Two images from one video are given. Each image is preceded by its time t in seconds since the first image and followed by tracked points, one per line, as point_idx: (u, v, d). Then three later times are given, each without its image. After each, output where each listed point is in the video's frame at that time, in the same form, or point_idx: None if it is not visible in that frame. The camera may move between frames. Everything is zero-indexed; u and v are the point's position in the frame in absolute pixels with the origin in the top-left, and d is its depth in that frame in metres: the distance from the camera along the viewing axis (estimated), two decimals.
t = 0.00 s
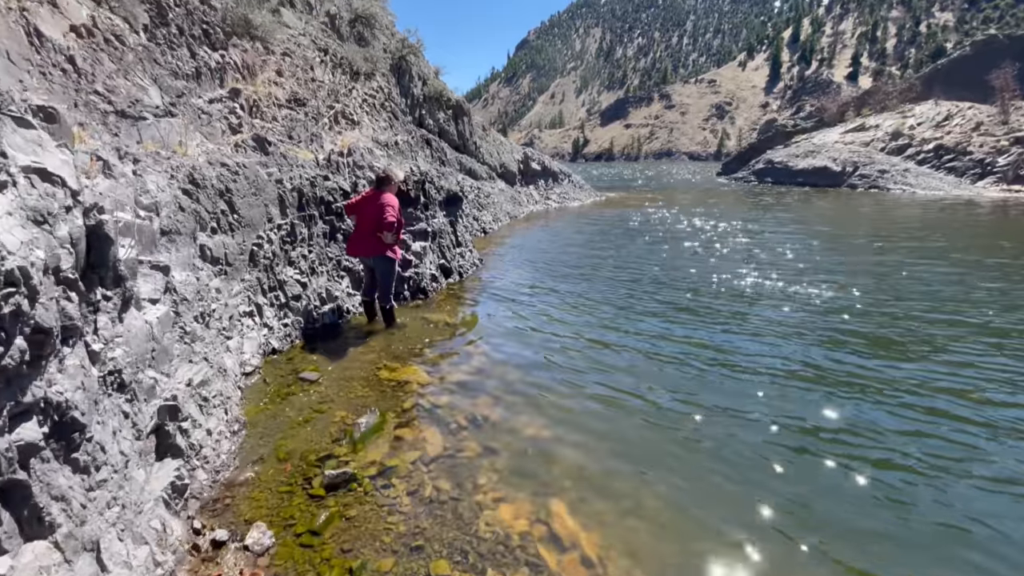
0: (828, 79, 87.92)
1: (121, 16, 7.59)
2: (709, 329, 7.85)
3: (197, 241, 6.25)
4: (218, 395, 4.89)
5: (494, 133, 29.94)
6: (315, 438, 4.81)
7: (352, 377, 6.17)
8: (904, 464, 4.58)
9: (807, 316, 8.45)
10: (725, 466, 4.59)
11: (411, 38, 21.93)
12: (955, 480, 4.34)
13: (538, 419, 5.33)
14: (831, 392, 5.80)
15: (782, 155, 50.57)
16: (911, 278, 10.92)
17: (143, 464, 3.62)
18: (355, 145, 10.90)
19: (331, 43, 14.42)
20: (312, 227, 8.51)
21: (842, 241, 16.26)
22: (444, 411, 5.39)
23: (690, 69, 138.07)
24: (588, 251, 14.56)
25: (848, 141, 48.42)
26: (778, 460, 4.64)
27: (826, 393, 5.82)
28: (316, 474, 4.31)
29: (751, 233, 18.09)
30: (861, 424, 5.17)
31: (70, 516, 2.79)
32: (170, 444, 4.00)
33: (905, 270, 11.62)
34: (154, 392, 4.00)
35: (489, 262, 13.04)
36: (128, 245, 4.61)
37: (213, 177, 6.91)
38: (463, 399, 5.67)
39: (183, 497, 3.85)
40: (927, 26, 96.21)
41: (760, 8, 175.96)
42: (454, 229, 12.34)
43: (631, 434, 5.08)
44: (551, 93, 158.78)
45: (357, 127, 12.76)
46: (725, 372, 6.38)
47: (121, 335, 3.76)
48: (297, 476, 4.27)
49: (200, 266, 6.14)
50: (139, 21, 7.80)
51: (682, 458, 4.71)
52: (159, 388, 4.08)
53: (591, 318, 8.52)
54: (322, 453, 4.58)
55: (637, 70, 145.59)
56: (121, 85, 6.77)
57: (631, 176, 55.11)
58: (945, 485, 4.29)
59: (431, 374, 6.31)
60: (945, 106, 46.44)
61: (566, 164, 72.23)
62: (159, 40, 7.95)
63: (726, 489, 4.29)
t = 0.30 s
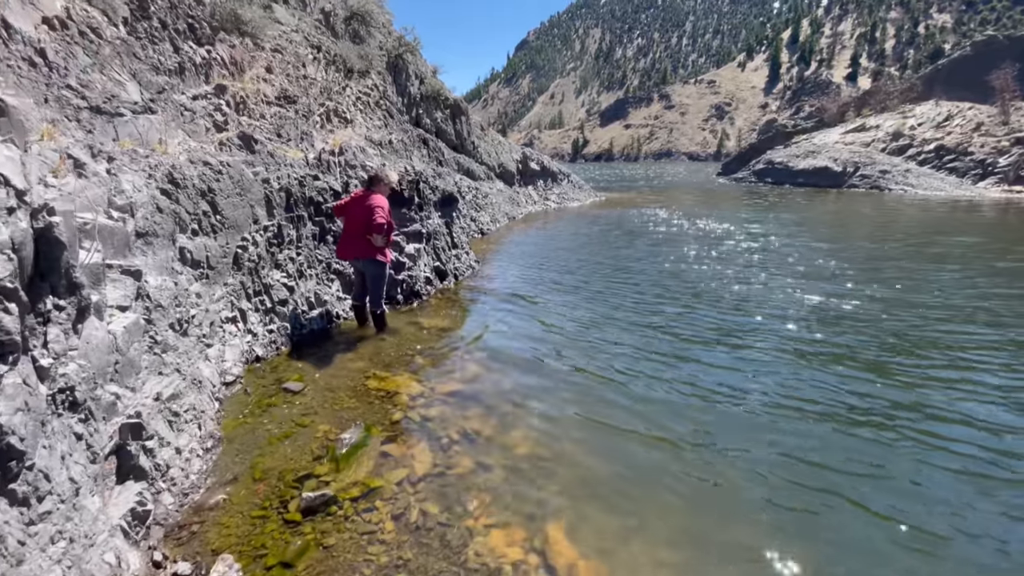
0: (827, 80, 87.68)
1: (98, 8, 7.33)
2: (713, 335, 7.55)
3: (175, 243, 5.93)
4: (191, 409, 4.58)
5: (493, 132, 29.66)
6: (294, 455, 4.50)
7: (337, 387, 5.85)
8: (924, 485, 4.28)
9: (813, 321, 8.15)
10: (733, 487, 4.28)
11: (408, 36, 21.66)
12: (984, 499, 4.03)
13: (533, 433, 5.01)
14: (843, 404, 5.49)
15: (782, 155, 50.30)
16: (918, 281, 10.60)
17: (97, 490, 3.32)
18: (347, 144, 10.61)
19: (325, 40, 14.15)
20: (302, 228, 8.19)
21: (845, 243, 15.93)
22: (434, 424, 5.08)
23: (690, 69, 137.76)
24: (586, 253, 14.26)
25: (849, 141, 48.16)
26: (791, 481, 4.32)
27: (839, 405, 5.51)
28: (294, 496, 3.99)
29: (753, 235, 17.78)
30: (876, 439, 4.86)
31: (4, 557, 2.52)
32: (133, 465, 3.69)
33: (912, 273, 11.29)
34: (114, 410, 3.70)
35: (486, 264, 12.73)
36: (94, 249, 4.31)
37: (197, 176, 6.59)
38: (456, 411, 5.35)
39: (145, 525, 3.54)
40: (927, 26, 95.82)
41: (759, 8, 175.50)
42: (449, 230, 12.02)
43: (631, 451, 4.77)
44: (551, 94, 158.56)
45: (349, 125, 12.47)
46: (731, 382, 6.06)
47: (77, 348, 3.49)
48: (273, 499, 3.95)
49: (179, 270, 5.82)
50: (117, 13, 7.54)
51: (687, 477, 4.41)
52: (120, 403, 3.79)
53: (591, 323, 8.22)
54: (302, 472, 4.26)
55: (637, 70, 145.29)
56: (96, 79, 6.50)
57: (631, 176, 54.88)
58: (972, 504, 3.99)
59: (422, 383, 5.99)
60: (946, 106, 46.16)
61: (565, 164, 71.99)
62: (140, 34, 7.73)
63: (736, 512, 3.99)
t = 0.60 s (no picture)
0: (825, 82, 87.67)
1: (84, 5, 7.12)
2: (714, 340, 7.39)
3: (161, 245, 5.74)
4: (171, 419, 4.41)
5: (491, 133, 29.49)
6: (279, 466, 4.33)
7: (328, 394, 5.67)
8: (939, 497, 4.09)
9: (816, 326, 8.00)
10: (738, 501, 4.10)
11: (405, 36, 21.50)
12: (1002, 516, 3.85)
13: (530, 443, 4.83)
14: (849, 413, 5.33)
15: (782, 155, 50.18)
16: (922, 284, 10.43)
17: (65, 507, 3.16)
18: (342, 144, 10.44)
19: (321, 39, 13.99)
20: (294, 230, 8.02)
21: (847, 245, 15.77)
22: (427, 432, 4.91)
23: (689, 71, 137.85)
24: (586, 256, 14.09)
25: (849, 142, 48.03)
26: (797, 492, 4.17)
27: (845, 413, 5.35)
28: (276, 511, 3.82)
29: (754, 237, 17.62)
30: (887, 451, 4.68)
31: None
32: (107, 479, 3.53)
33: (916, 276, 11.12)
34: (86, 421, 3.54)
35: (483, 266, 12.54)
36: (71, 251, 4.13)
37: (185, 175, 6.40)
38: (449, 419, 5.19)
39: (119, 542, 3.38)
40: (927, 28, 95.75)
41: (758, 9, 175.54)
42: (446, 231, 11.84)
43: (632, 462, 4.59)
44: (550, 95, 158.45)
45: (345, 126, 12.30)
46: (734, 388, 5.89)
47: (47, 357, 3.33)
48: (255, 514, 3.79)
49: (166, 273, 5.64)
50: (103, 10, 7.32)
51: (690, 490, 4.22)
52: (93, 414, 3.62)
53: (591, 326, 8.06)
54: (286, 485, 4.09)
55: (636, 72, 145.41)
56: (81, 78, 6.32)
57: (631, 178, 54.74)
58: (985, 520, 3.83)
59: (415, 389, 5.82)
60: (947, 107, 46.04)
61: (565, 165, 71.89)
62: (128, 31, 7.58)
63: (742, 528, 3.80)
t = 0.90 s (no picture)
0: (826, 84, 87.60)
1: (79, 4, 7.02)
2: (721, 345, 7.24)
3: (155, 248, 5.60)
4: (161, 429, 4.27)
5: (493, 135, 29.39)
6: (272, 477, 4.18)
7: (325, 400, 5.52)
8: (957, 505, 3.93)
9: (824, 330, 7.85)
10: (748, 510, 3.94)
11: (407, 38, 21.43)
12: None
13: (533, 451, 4.67)
14: (863, 420, 5.17)
15: (784, 158, 50.03)
16: (930, 287, 10.25)
17: (47, 523, 3.02)
18: (342, 145, 10.32)
19: (321, 40, 13.90)
20: (292, 232, 7.88)
21: (852, 248, 15.60)
22: (425, 441, 4.77)
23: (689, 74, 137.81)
24: (588, 259, 13.95)
25: (851, 144, 47.88)
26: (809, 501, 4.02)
27: (858, 419, 5.19)
28: (269, 525, 3.68)
29: (757, 240, 17.47)
30: (902, 458, 4.53)
31: None
32: (91, 493, 3.38)
33: (924, 279, 10.94)
34: (71, 433, 3.39)
35: (485, 269, 12.40)
36: (58, 254, 3.99)
37: (180, 176, 6.26)
38: (448, 426, 5.05)
39: (102, 560, 3.25)
40: (928, 30, 95.61)
41: (759, 12, 175.72)
42: (447, 234, 11.69)
43: (638, 471, 4.43)
44: (551, 97, 158.61)
45: (346, 128, 12.19)
46: (742, 395, 5.72)
47: (29, 366, 3.19)
48: (246, 528, 3.64)
49: (159, 276, 5.49)
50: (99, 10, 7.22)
51: (699, 500, 4.05)
52: (78, 424, 3.47)
53: (594, 331, 7.90)
54: (279, 497, 3.95)
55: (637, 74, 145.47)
56: (74, 77, 6.19)
57: (632, 180, 54.61)
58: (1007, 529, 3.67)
59: (414, 396, 5.67)
60: (949, 109, 45.87)
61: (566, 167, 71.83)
62: (124, 31, 7.48)
63: (753, 539, 3.64)
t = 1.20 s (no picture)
0: (831, 87, 87.20)
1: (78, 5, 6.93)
2: (733, 352, 7.04)
3: (154, 252, 5.46)
4: (156, 441, 4.11)
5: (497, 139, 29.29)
6: (271, 492, 4.02)
7: (326, 409, 5.36)
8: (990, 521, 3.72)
9: (838, 337, 7.63)
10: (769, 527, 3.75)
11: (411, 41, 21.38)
12: None
13: (544, 462, 4.51)
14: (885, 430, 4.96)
15: (790, 160, 49.72)
16: (945, 293, 10.00)
17: (35, 544, 2.87)
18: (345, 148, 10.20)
19: (325, 43, 13.83)
20: (294, 236, 7.75)
21: (862, 252, 15.33)
22: (430, 453, 4.59)
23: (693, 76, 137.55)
24: (594, 264, 13.76)
25: (858, 146, 47.53)
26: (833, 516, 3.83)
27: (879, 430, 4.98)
28: (267, 544, 3.51)
29: (765, 244, 17.22)
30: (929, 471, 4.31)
31: None
32: (82, 510, 3.23)
33: (938, 285, 10.68)
34: (60, 447, 3.24)
35: (489, 273, 12.23)
36: (50, 259, 3.85)
37: (181, 179, 6.13)
38: (453, 436, 4.88)
39: None
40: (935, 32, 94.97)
41: (763, 15, 175.30)
42: (451, 237, 11.53)
43: (652, 483, 4.26)
44: (555, 100, 158.77)
45: (349, 130, 12.09)
46: (757, 403, 5.52)
47: (16, 377, 3.05)
48: (243, 547, 3.48)
49: (158, 281, 5.35)
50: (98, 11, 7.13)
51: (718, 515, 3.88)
52: (68, 439, 3.31)
53: (602, 337, 7.71)
54: (278, 513, 3.79)
55: (640, 77, 145.39)
56: (73, 78, 6.09)
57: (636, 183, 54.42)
58: None
59: (419, 405, 5.50)
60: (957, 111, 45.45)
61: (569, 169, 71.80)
62: (124, 32, 7.40)
63: (776, 558, 3.45)
